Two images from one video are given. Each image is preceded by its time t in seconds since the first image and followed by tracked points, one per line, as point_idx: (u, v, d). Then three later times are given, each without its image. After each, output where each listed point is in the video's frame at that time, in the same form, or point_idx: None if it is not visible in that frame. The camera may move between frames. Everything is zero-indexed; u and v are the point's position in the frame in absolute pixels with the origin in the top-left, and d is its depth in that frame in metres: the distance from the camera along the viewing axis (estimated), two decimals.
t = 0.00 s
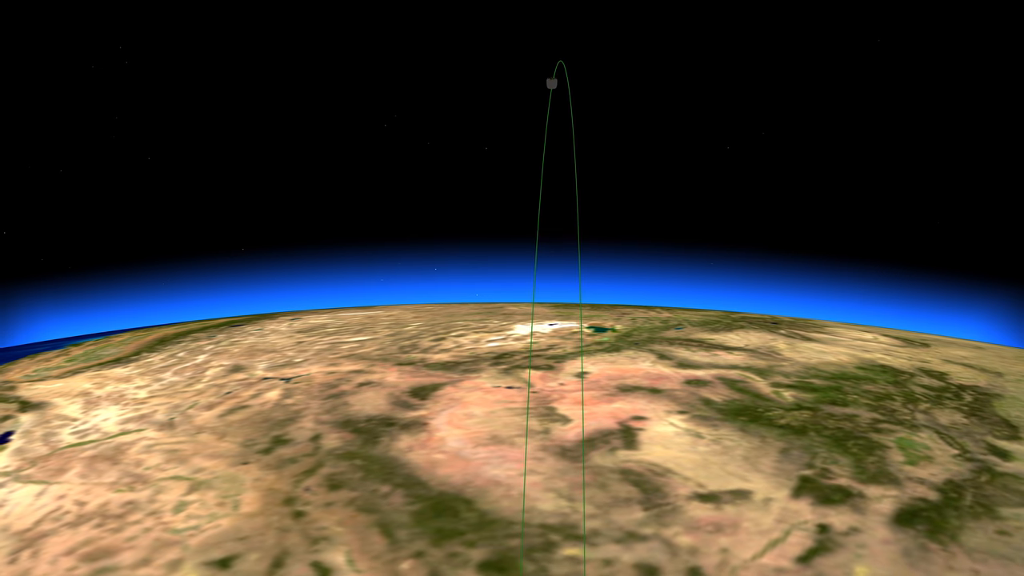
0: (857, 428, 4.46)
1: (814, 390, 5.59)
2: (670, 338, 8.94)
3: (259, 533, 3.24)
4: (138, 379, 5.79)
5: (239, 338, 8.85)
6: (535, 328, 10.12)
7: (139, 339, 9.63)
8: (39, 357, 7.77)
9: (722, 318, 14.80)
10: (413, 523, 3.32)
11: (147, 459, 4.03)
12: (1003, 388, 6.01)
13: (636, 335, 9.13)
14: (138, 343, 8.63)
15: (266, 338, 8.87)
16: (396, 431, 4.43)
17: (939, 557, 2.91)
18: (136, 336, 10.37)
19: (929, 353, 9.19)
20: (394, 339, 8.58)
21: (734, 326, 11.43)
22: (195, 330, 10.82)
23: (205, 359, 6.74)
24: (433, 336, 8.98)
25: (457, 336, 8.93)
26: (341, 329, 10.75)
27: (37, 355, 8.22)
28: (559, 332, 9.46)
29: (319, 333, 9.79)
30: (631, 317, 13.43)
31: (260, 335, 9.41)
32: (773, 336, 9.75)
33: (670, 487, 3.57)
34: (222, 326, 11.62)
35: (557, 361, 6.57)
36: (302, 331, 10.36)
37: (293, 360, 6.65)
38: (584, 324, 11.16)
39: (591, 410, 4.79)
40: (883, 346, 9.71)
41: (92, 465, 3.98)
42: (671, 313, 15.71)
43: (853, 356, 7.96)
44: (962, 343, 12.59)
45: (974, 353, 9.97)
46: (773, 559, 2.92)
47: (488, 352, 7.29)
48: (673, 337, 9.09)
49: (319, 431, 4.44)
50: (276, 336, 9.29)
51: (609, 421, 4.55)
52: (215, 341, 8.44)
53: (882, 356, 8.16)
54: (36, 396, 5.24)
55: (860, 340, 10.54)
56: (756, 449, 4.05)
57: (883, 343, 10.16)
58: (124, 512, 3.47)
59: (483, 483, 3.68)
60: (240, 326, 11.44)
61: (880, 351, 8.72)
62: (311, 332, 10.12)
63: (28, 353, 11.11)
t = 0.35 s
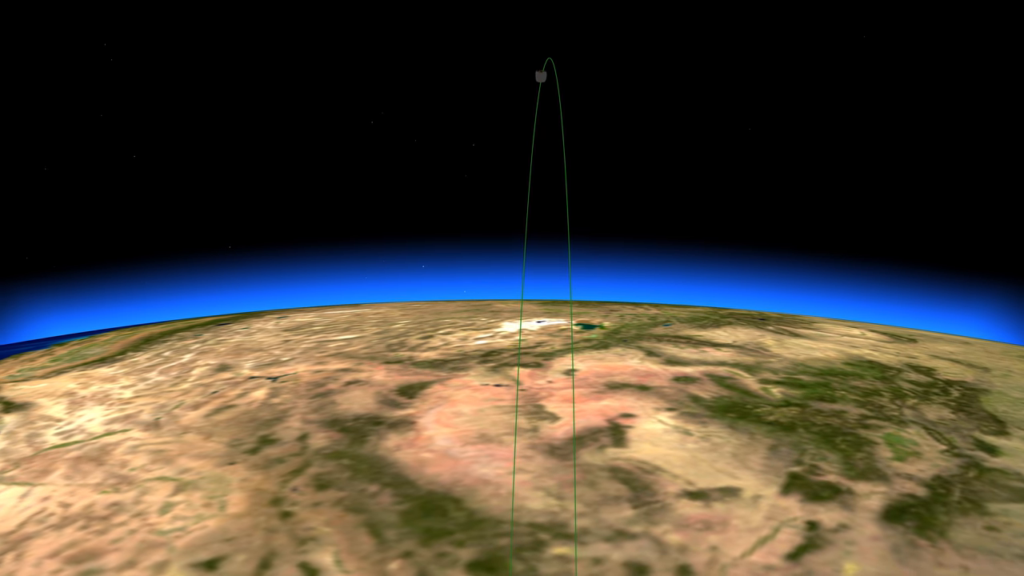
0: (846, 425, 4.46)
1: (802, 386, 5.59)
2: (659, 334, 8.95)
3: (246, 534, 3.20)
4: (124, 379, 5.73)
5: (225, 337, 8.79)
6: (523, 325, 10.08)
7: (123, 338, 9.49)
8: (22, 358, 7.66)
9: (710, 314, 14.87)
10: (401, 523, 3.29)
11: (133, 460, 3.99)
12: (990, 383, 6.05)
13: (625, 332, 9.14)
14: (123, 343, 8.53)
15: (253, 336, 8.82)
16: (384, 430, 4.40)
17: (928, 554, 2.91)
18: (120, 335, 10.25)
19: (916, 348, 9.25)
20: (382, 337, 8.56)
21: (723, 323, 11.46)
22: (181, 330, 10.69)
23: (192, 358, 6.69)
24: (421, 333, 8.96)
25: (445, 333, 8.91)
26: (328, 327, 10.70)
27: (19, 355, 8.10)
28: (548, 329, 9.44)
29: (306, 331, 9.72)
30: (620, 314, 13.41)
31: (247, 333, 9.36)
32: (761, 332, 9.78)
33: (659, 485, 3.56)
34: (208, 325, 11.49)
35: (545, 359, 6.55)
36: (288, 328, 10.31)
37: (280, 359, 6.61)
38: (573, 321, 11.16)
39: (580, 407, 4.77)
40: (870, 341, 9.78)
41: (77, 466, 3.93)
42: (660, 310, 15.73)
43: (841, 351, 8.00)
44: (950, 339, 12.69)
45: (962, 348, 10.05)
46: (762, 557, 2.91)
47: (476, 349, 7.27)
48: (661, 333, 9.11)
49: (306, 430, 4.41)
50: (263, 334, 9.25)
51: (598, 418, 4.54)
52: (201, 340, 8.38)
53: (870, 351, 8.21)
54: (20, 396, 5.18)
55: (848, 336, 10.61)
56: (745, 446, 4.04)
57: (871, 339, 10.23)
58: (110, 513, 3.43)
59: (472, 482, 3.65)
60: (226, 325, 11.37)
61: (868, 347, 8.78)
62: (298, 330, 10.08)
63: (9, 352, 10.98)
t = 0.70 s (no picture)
0: (835, 421, 4.46)
1: (792, 382, 5.59)
2: (648, 331, 8.95)
3: (233, 535, 3.17)
4: (110, 379, 5.69)
5: (212, 336, 8.74)
6: (512, 323, 10.05)
7: (108, 338, 9.38)
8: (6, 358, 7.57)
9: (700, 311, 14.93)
10: (390, 523, 3.26)
11: (119, 461, 3.95)
12: (979, 379, 6.07)
13: (614, 329, 9.14)
14: (108, 343, 8.44)
15: (240, 335, 8.77)
16: (373, 429, 4.37)
17: (918, 550, 2.90)
18: (105, 335, 10.16)
19: (904, 344, 9.29)
20: (371, 335, 8.54)
21: (712, 319, 11.50)
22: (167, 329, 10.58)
23: (179, 358, 6.64)
24: (410, 332, 8.94)
25: (434, 331, 8.89)
26: (315, 325, 10.67)
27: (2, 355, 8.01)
28: (537, 326, 9.42)
29: (294, 330, 9.65)
30: (609, 311, 13.38)
31: (235, 332, 9.31)
32: (751, 329, 9.79)
33: (648, 483, 3.54)
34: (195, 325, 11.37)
35: (534, 357, 6.54)
36: (276, 327, 10.27)
37: (268, 358, 6.57)
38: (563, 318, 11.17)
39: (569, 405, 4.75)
40: (859, 337, 9.83)
41: (62, 468, 3.88)
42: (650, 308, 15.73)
43: (830, 348, 8.02)
44: (937, 335, 12.78)
45: (949, 344, 10.13)
46: (752, 555, 2.89)
47: (465, 347, 7.25)
48: (651, 330, 9.11)
49: (294, 430, 4.37)
50: (251, 333, 9.21)
51: (588, 416, 4.52)
52: (188, 339, 8.33)
53: (858, 347, 8.25)
54: (5, 396, 5.13)
55: (836, 332, 10.67)
56: (735, 444, 4.03)
57: (859, 335, 10.28)
58: (96, 515, 3.39)
59: (461, 481, 3.63)
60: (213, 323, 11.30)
61: (856, 342, 8.81)
62: (286, 328, 10.04)
63: None
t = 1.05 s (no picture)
0: (823, 417, 4.46)
1: (780, 378, 5.59)
2: (636, 328, 8.95)
3: (220, 536, 3.13)
4: (95, 379, 5.64)
5: (199, 335, 8.68)
6: (501, 320, 10.02)
7: (93, 338, 9.26)
8: None
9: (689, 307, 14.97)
10: (378, 523, 3.23)
11: (104, 462, 3.90)
12: (966, 374, 6.10)
13: (603, 326, 9.13)
14: (93, 342, 8.35)
15: (227, 334, 8.72)
16: (360, 428, 4.34)
17: (908, 547, 2.89)
18: (89, 334, 10.06)
19: (891, 340, 9.35)
20: (358, 333, 8.50)
21: (700, 315, 11.52)
22: (153, 328, 10.47)
23: (165, 357, 6.59)
24: (397, 330, 8.90)
25: (422, 329, 8.86)
26: (303, 323, 10.61)
27: None
28: (525, 324, 9.40)
29: (280, 329, 9.58)
30: (599, 309, 13.36)
31: (222, 331, 9.27)
32: (739, 325, 9.81)
33: (637, 481, 3.52)
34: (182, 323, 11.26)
35: (523, 354, 6.52)
36: (263, 326, 10.22)
37: (255, 357, 6.53)
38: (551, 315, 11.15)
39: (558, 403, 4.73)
40: (846, 333, 9.86)
41: (47, 469, 3.83)
42: (639, 305, 15.75)
43: (817, 343, 8.04)
44: (924, 330, 12.88)
45: (935, 339, 10.19)
46: (742, 552, 2.88)
47: (452, 345, 7.23)
48: (639, 327, 9.10)
49: (281, 430, 4.34)
50: (238, 332, 9.15)
51: (576, 414, 4.50)
52: (174, 338, 8.26)
53: (846, 343, 8.28)
54: None
55: (824, 328, 10.70)
56: (724, 441, 4.02)
57: (847, 331, 10.33)
58: (81, 517, 3.34)
59: (450, 480, 3.60)
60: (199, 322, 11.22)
61: (844, 338, 8.85)
62: (273, 326, 9.98)
63: None
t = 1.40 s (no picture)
0: (813, 414, 4.45)
1: (769, 375, 5.59)
2: (625, 325, 8.95)
3: (208, 537, 3.09)
4: (81, 379, 5.59)
5: (186, 334, 8.62)
6: (490, 318, 9.99)
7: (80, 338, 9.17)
8: None
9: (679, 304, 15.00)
10: (367, 523, 3.21)
11: (91, 463, 3.86)
12: (954, 370, 6.12)
13: (592, 324, 9.12)
14: (78, 342, 8.27)
15: (215, 333, 8.67)
16: (349, 427, 4.31)
17: (898, 543, 2.88)
18: (73, 334, 9.96)
19: (879, 336, 9.41)
20: (346, 332, 8.46)
21: (689, 312, 11.54)
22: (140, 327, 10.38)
23: (151, 357, 6.54)
24: (386, 328, 8.88)
25: (411, 327, 8.83)
26: (291, 322, 10.55)
27: None
28: (513, 321, 9.38)
29: (268, 327, 9.53)
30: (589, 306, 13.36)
31: (209, 330, 9.21)
32: (728, 321, 9.83)
33: (628, 479, 3.50)
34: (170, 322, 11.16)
35: (512, 352, 6.50)
36: (251, 324, 10.16)
37: (243, 356, 6.50)
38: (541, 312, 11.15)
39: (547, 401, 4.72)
40: (834, 329, 9.90)
41: (32, 470, 3.78)
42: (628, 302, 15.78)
43: (805, 339, 8.06)
44: (911, 326, 12.97)
45: (923, 334, 10.26)
46: (732, 550, 2.86)
47: (441, 343, 7.21)
48: (628, 324, 9.10)
49: (269, 429, 4.30)
50: (225, 331, 9.09)
51: (566, 412, 4.48)
52: (161, 338, 8.20)
53: (835, 339, 8.30)
54: None
55: (812, 324, 10.74)
56: (713, 438, 4.01)
57: (835, 327, 10.38)
58: (67, 518, 3.30)
59: (439, 480, 3.58)
60: (186, 321, 11.15)
61: (832, 334, 8.87)
62: (260, 325, 9.93)
63: None
